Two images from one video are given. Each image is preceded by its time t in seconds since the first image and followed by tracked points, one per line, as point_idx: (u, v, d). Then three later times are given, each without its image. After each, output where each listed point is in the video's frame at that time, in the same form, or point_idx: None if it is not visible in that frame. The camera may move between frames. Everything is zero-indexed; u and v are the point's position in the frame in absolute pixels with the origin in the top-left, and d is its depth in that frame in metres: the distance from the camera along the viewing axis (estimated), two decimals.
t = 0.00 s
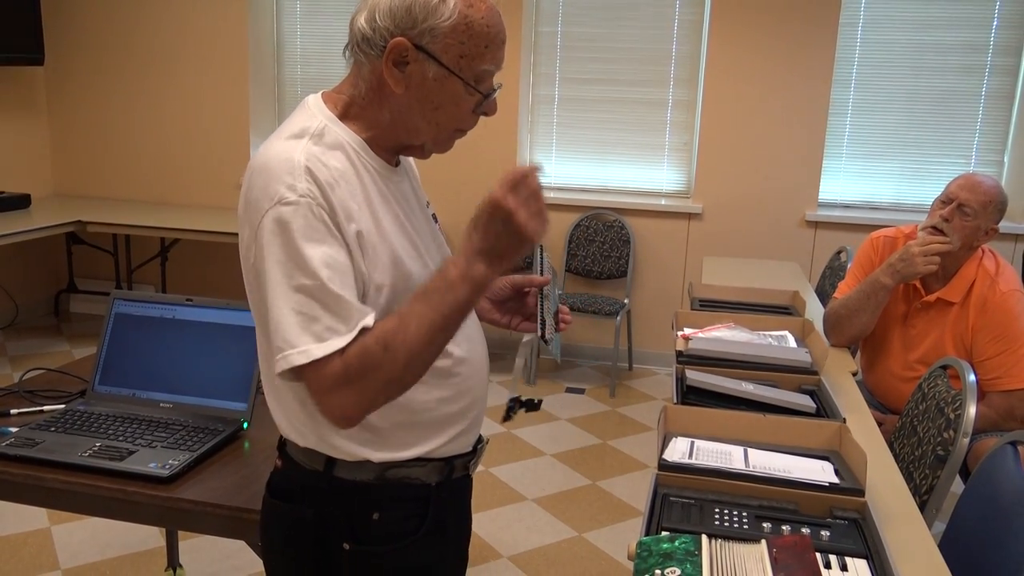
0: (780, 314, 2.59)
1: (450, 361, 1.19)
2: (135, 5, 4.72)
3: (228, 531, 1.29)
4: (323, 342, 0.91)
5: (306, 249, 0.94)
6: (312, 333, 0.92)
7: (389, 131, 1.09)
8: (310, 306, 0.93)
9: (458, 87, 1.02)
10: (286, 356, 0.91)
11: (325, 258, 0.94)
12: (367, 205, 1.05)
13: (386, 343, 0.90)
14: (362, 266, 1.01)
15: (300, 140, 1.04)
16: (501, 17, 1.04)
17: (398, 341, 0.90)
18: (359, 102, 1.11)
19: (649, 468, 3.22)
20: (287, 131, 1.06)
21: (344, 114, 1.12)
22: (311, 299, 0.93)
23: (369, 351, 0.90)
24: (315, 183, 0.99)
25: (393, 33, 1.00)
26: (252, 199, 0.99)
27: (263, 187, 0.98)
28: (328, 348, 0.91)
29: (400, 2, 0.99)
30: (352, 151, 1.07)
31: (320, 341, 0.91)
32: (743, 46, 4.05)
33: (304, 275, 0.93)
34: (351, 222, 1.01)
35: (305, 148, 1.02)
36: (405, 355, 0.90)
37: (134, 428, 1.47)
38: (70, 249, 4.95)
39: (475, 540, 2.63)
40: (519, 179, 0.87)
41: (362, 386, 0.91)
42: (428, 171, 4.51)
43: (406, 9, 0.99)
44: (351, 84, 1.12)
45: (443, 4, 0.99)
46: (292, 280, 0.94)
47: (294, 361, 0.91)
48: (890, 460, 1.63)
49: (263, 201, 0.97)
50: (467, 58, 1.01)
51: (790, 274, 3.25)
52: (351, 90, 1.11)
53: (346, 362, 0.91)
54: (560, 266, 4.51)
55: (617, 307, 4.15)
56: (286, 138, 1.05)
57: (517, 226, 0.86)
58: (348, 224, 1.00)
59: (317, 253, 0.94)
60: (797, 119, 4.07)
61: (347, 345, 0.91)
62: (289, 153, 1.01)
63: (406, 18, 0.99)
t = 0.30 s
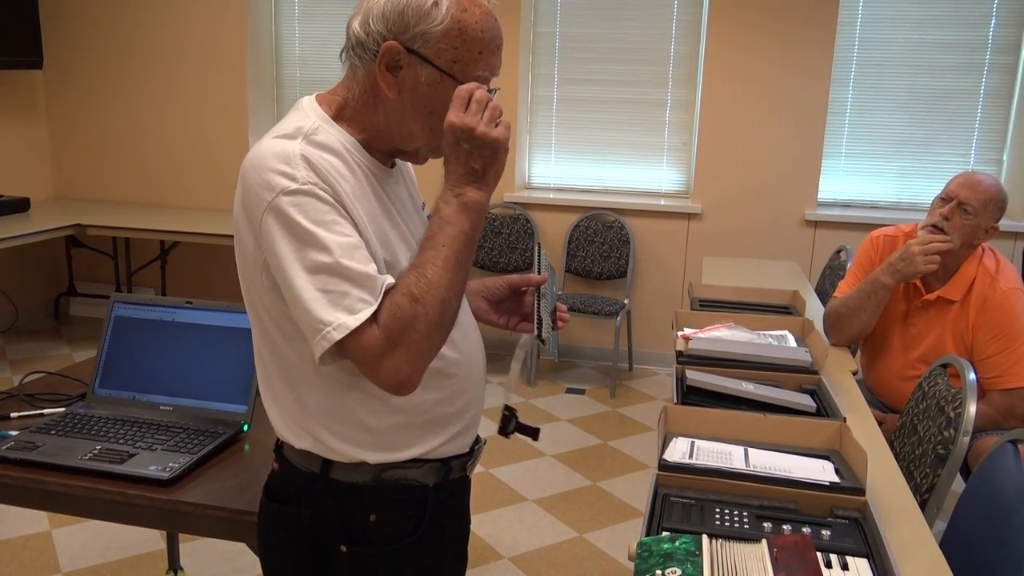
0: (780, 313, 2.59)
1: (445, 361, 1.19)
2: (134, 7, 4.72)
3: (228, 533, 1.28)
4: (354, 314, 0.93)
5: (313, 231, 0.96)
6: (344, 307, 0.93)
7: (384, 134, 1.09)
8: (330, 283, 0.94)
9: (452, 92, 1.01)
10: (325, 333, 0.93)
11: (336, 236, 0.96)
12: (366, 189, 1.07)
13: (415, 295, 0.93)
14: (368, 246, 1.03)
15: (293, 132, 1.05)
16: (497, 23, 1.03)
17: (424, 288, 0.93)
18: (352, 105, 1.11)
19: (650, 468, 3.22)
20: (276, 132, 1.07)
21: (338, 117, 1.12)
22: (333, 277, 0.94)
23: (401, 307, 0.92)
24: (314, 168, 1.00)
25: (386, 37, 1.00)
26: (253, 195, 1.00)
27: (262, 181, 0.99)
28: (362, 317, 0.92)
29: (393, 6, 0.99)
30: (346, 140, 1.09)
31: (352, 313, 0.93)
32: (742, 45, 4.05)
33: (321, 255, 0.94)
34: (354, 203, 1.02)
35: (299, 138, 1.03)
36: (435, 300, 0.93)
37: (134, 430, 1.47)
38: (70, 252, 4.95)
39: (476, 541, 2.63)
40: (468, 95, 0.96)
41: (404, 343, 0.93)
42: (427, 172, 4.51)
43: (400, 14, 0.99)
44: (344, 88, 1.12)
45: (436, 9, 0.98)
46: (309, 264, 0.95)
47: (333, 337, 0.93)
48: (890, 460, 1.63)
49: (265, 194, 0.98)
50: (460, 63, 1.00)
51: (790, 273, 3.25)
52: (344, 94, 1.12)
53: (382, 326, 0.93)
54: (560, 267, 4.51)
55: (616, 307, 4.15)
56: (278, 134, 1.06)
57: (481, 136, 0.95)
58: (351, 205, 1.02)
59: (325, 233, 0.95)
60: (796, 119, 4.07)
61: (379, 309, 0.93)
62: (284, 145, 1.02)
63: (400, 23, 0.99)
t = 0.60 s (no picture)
0: (780, 314, 2.59)
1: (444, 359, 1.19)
2: (134, 6, 4.72)
3: (228, 533, 1.28)
4: (347, 314, 0.93)
5: (309, 231, 0.96)
6: (337, 307, 0.93)
7: (381, 133, 1.09)
8: (325, 283, 0.94)
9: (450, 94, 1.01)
10: (318, 333, 0.93)
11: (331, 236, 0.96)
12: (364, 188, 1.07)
13: (408, 296, 0.92)
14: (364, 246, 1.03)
15: (290, 131, 1.05)
16: (499, 27, 1.03)
17: (419, 290, 0.93)
18: (351, 102, 1.10)
19: (649, 468, 3.22)
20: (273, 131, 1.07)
21: (336, 114, 1.12)
22: (327, 277, 0.94)
23: (395, 308, 0.92)
24: (310, 167, 1.00)
25: (387, 37, 1.00)
26: (250, 194, 1.00)
27: (259, 180, 0.99)
28: (356, 318, 0.92)
29: (395, 5, 0.99)
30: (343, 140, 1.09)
31: (346, 313, 0.93)
32: (742, 46, 4.05)
33: (316, 254, 0.94)
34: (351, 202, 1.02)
35: (296, 137, 1.03)
36: (429, 302, 0.93)
37: (134, 430, 1.46)
38: (70, 251, 4.95)
39: (475, 541, 2.63)
40: (464, 98, 0.96)
41: (397, 345, 0.93)
42: (428, 172, 4.51)
43: (401, 14, 0.99)
44: (343, 85, 1.12)
45: (438, 10, 0.98)
46: (305, 263, 0.95)
47: (326, 337, 0.93)
48: (891, 461, 1.63)
49: (261, 193, 0.98)
50: (460, 66, 1.00)
51: (790, 274, 3.25)
52: (343, 91, 1.12)
53: (375, 327, 0.93)
54: (560, 267, 4.51)
55: (617, 307, 4.15)
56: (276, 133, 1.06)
57: (477, 139, 0.95)
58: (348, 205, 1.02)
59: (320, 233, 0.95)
60: (797, 120, 4.07)
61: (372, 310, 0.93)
62: (281, 144, 1.02)
63: (401, 22, 0.99)
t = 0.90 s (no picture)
0: (780, 314, 2.59)
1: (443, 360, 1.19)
2: (134, 5, 4.72)
3: (227, 533, 1.28)
4: (308, 341, 0.93)
5: (294, 247, 0.95)
6: (299, 332, 0.93)
7: (378, 129, 1.10)
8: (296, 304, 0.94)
9: (450, 91, 1.01)
10: (274, 354, 0.93)
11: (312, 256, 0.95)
12: (360, 202, 1.05)
13: (371, 339, 0.92)
14: (352, 261, 1.01)
15: (291, 136, 1.03)
16: (500, 25, 1.03)
17: (384, 338, 0.92)
18: (351, 98, 1.11)
19: (649, 468, 3.22)
20: (281, 129, 1.06)
21: (337, 111, 1.12)
22: (298, 297, 0.94)
23: (354, 346, 0.92)
24: (302, 179, 0.98)
25: (388, 32, 1.00)
26: (242, 197, 0.99)
27: (251, 185, 0.98)
28: (314, 347, 0.92)
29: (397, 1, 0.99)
30: (345, 149, 1.07)
31: (307, 339, 0.93)
32: (742, 45, 4.05)
33: (294, 273, 0.94)
34: (344, 217, 1.01)
35: (295, 143, 1.02)
36: (391, 352, 0.92)
37: (134, 429, 1.46)
38: (70, 250, 4.95)
39: (475, 541, 2.63)
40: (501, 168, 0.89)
41: (347, 382, 0.93)
42: (428, 171, 4.51)
43: (402, 10, 0.98)
44: (344, 81, 1.12)
45: (440, 7, 0.98)
46: (282, 279, 0.94)
47: (282, 360, 0.93)
48: (891, 461, 1.63)
49: (251, 199, 0.98)
50: (460, 63, 1.00)
51: (789, 274, 3.25)
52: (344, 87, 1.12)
53: (330, 360, 0.92)
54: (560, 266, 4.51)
55: (616, 307, 4.15)
56: (280, 132, 1.05)
57: (492, 216, 0.89)
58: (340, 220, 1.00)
59: (302, 251, 0.94)
60: (797, 119, 4.07)
61: (332, 344, 0.92)
62: (280, 148, 1.00)
63: (403, 18, 0.99)
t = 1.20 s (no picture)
0: (780, 314, 2.59)
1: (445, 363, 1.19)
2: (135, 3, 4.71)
3: (226, 531, 1.28)
4: (296, 346, 0.94)
5: (286, 250, 0.95)
6: (286, 336, 0.94)
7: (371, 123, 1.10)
8: (285, 308, 0.94)
9: (437, 71, 1.01)
10: (257, 356, 0.94)
11: (304, 261, 0.95)
12: (357, 204, 1.05)
13: (370, 363, 0.96)
14: (347, 263, 1.01)
15: (290, 136, 1.03)
16: (487, 8, 1.03)
17: (383, 365, 0.96)
18: (348, 96, 1.11)
19: (648, 467, 3.22)
20: (283, 126, 1.05)
21: (336, 109, 1.12)
22: (288, 301, 0.94)
23: (349, 365, 0.95)
24: (298, 182, 0.98)
25: (375, 17, 1.01)
26: (238, 196, 1.00)
27: (247, 185, 0.98)
28: (300, 354, 0.94)
29: None
30: (343, 151, 1.06)
31: (294, 344, 0.94)
32: (743, 45, 4.04)
33: (284, 278, 0.94)
34: (340, 220, 1.00)
35: (294, 144, 1.01)
36: (385, 378, 0.96)
37: (133, 427, 1.46)
38: (70, 248, 4.95)
39: (474, 540, 2.63)
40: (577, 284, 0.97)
41: (331, 393, 0.94)
42: (429, 171, 4.51)
43: None
44: (343, 80, 1.13)
45: None
46: (272, 282, 0.95)
47: (266, 362, 0.94)
48: (890, 461, 1.63)
49: (246, 200, 0.97)
50: (447, 43, 1.00)
51: (789, 274, 3.25)
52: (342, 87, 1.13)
53: (323, 368, 0.94)
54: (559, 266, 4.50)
55: (616, 307, 4.15)
56: (280, 131, 1.04)
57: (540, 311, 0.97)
58: (335, 223, 1.00)
59: (294, 254, 0.94)
60: (798, 120, 4.07)
61: (320, 354, 0.94)
62: (279, 148, 1.00)
63: (388, 3, 1.00)
